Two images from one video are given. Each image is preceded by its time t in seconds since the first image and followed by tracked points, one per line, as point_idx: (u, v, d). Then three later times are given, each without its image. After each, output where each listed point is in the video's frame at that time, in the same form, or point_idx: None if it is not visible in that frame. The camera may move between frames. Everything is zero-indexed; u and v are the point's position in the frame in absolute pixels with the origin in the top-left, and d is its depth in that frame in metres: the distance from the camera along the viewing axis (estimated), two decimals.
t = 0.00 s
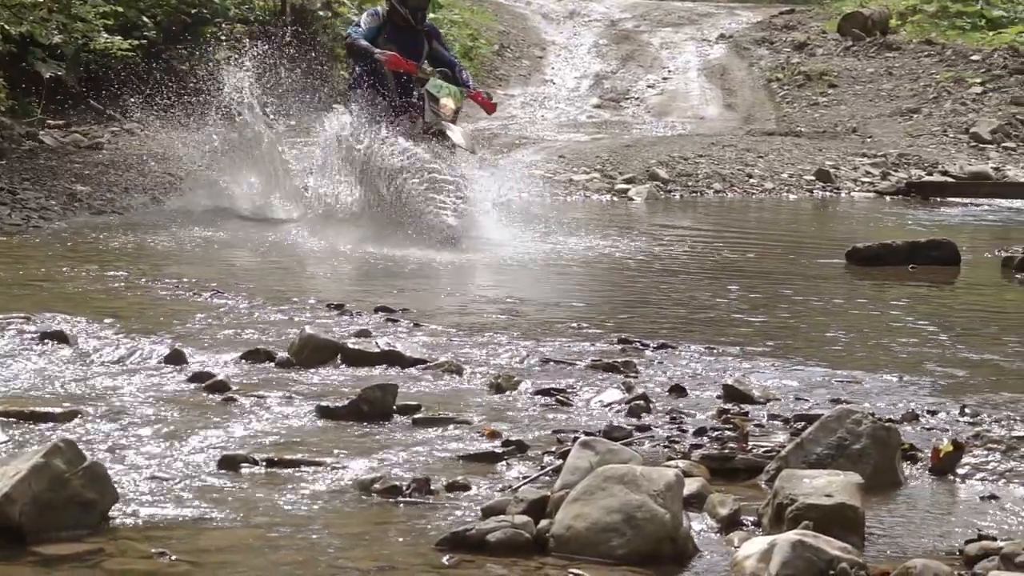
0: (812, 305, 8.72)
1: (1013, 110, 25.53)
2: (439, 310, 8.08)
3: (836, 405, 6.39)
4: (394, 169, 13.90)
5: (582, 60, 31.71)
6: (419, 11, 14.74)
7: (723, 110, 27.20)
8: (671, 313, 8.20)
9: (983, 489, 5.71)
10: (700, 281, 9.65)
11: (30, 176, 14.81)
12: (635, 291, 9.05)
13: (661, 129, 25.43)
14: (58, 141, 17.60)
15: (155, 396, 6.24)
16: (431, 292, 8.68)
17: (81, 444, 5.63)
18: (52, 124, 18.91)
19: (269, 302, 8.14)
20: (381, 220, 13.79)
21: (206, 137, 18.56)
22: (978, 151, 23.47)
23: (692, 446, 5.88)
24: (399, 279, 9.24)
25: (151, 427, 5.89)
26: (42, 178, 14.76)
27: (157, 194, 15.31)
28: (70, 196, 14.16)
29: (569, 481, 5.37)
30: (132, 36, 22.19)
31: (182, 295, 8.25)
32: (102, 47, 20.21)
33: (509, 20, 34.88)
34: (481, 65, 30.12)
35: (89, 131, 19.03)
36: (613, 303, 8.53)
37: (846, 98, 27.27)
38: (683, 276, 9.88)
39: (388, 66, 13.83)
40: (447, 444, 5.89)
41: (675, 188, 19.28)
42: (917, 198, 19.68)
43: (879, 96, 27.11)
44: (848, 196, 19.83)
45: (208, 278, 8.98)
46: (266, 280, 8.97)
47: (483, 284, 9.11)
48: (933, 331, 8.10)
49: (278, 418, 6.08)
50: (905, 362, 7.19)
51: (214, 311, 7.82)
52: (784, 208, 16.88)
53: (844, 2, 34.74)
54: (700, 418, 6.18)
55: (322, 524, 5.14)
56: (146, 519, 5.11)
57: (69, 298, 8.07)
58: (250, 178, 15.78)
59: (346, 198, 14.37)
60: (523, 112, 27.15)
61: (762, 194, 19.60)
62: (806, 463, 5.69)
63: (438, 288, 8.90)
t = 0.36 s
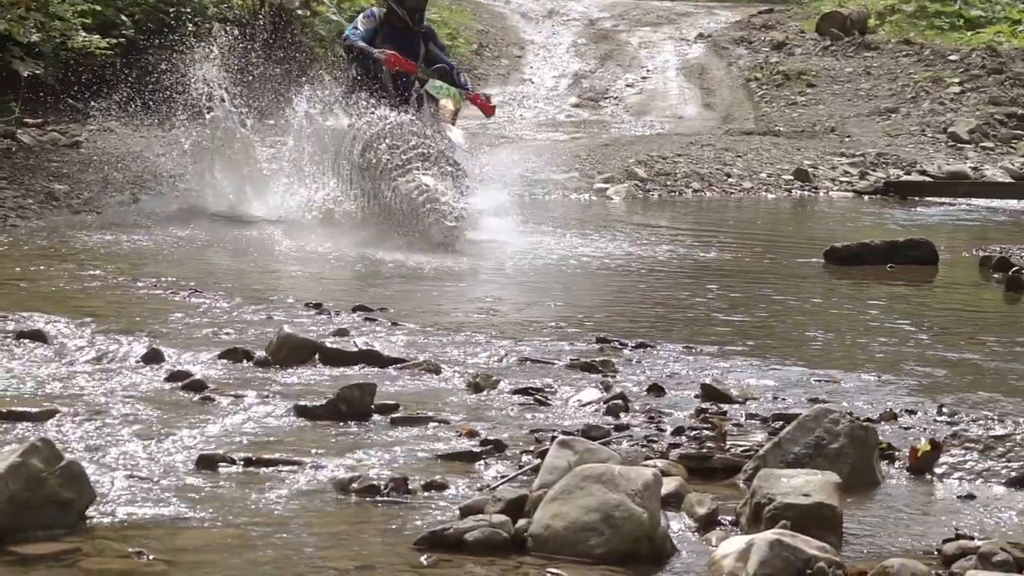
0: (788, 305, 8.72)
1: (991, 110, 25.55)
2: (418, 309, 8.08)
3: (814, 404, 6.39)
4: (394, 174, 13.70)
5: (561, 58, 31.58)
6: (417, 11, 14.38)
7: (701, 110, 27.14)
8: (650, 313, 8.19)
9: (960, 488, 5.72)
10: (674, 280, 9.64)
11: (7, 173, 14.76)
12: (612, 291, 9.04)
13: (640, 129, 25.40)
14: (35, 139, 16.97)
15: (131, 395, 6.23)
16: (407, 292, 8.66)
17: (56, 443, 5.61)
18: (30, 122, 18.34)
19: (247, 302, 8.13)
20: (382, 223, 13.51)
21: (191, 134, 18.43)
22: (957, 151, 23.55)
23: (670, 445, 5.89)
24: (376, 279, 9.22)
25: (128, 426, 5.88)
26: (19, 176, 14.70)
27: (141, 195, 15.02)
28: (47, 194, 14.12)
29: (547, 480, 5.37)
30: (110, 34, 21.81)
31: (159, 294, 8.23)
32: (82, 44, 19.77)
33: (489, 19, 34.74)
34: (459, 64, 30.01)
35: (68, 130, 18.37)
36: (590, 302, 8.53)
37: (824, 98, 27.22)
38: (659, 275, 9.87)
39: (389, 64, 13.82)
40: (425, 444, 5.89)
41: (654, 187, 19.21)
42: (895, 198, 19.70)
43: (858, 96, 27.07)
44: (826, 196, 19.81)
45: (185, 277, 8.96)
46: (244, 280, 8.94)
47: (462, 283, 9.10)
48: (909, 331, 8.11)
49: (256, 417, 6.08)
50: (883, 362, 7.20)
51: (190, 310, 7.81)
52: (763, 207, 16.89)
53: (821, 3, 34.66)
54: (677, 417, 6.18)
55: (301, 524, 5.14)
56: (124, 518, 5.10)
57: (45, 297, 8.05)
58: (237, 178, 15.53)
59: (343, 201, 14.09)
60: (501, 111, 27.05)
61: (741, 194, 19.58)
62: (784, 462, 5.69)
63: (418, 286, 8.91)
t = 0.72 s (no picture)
0: (763, 304, 8.74)
1: (969, 109, 25.26)
2: (397, 308, 8.08)
3: (792, 403, 6.40)
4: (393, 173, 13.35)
5: (539, 58, 31.50)
6: (416, 11, 14.51)
7: (680, 109, 27.06)
8: (629, 311, 8.19)
9: (937, 487, 5.73)
10: (649, 279, 9.63)
11: None
12: (589, 290, 9.03)
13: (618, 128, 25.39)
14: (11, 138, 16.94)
15: (108, 394, 6.23)
16: (384, 291, 8.64)
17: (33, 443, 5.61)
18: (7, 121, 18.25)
19: (224, 301, 8.13)
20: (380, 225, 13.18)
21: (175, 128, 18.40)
22: (934, 149, 23.33)
23: (648, 444, 5.89)
24: (356, 278, 9.21)
25: (104, 426, 5.88)
26: None
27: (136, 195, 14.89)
28: (26, 194, 14.03)
29: (525, 479, 5.38)
30: (87, 32, 21.75)
31: (137, 294, 8.22)
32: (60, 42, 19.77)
33: (467, 18, 34.64)
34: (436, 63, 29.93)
35: (45, 129, 18.33)
36: (568, 301, 8.53)
37: (802, 97, 27.16)
38: (636, 274, 9.88)
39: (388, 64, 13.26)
40: (402, 443, 5.88)
41: (633, 185, 18.98)
42: (874, 197, 19.60)
43: (835, 96, 27.02)
44: (803, 196, 19.46)
45: (161, 277, 8.93)
46: (223, 279, 8.92)
47: (442, 282, 9.09)
48: (886, 331, 8.12)
49: (233, 416, 6.08)
50: (861, 362, 7.21)
51: (167, 310, 7.80)
52: (741, 207, 16.79)
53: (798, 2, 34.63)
54: (655, 416, 6.19)
55: (279, 524, 5.13)
56: (101, 517, 5.09)
57: (22, 297, 8.04)
58: (230, 183, 15.35)
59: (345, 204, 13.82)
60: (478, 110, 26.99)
61: (718, 191, 19.32)
62: (761, 461, 5.69)
63: (395, 286, 8.91)
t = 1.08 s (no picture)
0: (740, 303, 8.74)
1: (949, 108, 25.24)
2: (379, 306, 8.08)
3: (771, 401, 6.41)
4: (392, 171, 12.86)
5: (519, 55, 31.40)
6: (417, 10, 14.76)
7: (660, 106, 27.04)
8: (610, 310, 8.19)
9: (915, 485, 5.74)
10: (625, 277, 9.63)
11: None
12: (564, 287, 9.05)
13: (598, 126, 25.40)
14: None
15: (86, 391, 6.23)
16: (363, 289, 8.63)
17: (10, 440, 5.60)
18: None
19: (203, 298, 8.12)
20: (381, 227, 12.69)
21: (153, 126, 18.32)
22: (913, 148, 23.27)
23: (627, 442, 5.89)
24: (336, 276, 9.20)
25: (82, 423, 5.87)
26: None
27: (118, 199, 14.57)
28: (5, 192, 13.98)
29: (504, 477, 5.37)
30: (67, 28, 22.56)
31: (117, 291, 8.22)
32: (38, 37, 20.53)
33: (446, 15, 34.57)
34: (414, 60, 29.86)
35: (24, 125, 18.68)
36: (548, 299, 8.53)
37: (782, 95, 27.15)
38: (615, 273, 9.88)
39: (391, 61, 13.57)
40: (381, 440, 5.88)
41: (612, 184, 19.00)
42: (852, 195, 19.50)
43: (815, 94, 26.95)
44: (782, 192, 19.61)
45: (140, 274, 8.94)
46: (200, 276, 8.92)
47: (418, 279, 9.13)
48: (865, 331, 8.14)
49: (211, 413, 6.08)
50: (840, 360, 7.22)
51: (145, 307, 7.80)
52: (721, 205, 16.70)
53: None
54: (634, 414, 6.19)
55: (257, 521, 5.12)
56: (79, 515, 5.08)
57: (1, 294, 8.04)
58: (213, 182, 15.11)
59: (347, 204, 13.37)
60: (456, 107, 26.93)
61: (698, 190, 19.30)
62: (740, 459, 5.69)
63: (374, 283, 8.91)
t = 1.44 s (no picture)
0: (719, 299, 8.76)
1: (929, 104, 25.08)
2: (361, 304, 8.08)
3: (750, 397, 6.41)
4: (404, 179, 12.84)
5: (499, 52, 31.31)
6: (417, 11, 14.97)
7: (639, 104, 27.00)
8: (593, 308, 8.20)
9: (896, 481, 5.75)
10: (605, 275, 9.63)
11: None
12: (544, 284, 9.07)
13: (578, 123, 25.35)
14: None
15: (65, 389, 6.21)
16: (345, 287, 8.62)
17: None
18: None
19: (182, 296, 8.12)
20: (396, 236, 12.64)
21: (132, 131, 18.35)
22: (893, 144, 23.35)
23: (607, 439, 5.89)
24: (318, 274, 9.20)
25: (62, 422, 5.86)
26: None
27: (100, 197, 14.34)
28: None
29: (484, 475, 5.37)
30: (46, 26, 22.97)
31: (98, 289, 8.22)
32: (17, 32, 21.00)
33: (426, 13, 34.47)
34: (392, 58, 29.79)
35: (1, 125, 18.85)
36: (531, 296, 8.55)
37: (762, 92, 27.14)
38: (595, 270, 9.91)
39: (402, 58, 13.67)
40: (361, 438, 5.88)
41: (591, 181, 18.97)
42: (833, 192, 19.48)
43: (795, 90, 27.01)
44: (762, 189, 19.68)
45: (119, 272, 8.94)
46: (179, 275, 8.91)
47: (396, 276, 9.18)
48: (845, 327, 8.16)
49: (192, 411, 6.07)
50: (820, 356, 7.23)
51: (125, 305, 7.79)
52: (702, 202, 16.72)
53: None
54: (615, 411, 6.19)
55: (237, 519, 5.11)
56: (60, 513, 5.07)
57: None
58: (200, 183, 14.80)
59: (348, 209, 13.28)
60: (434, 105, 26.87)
61: (677, 186, 19.29)
62: (721, 456, 5.68)
63: (355, 281, 8.91)
